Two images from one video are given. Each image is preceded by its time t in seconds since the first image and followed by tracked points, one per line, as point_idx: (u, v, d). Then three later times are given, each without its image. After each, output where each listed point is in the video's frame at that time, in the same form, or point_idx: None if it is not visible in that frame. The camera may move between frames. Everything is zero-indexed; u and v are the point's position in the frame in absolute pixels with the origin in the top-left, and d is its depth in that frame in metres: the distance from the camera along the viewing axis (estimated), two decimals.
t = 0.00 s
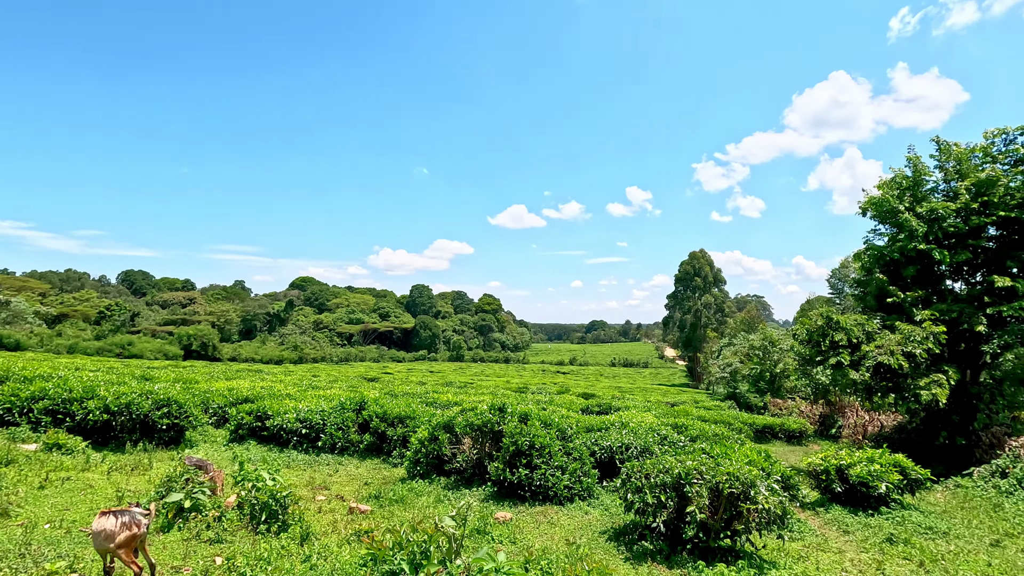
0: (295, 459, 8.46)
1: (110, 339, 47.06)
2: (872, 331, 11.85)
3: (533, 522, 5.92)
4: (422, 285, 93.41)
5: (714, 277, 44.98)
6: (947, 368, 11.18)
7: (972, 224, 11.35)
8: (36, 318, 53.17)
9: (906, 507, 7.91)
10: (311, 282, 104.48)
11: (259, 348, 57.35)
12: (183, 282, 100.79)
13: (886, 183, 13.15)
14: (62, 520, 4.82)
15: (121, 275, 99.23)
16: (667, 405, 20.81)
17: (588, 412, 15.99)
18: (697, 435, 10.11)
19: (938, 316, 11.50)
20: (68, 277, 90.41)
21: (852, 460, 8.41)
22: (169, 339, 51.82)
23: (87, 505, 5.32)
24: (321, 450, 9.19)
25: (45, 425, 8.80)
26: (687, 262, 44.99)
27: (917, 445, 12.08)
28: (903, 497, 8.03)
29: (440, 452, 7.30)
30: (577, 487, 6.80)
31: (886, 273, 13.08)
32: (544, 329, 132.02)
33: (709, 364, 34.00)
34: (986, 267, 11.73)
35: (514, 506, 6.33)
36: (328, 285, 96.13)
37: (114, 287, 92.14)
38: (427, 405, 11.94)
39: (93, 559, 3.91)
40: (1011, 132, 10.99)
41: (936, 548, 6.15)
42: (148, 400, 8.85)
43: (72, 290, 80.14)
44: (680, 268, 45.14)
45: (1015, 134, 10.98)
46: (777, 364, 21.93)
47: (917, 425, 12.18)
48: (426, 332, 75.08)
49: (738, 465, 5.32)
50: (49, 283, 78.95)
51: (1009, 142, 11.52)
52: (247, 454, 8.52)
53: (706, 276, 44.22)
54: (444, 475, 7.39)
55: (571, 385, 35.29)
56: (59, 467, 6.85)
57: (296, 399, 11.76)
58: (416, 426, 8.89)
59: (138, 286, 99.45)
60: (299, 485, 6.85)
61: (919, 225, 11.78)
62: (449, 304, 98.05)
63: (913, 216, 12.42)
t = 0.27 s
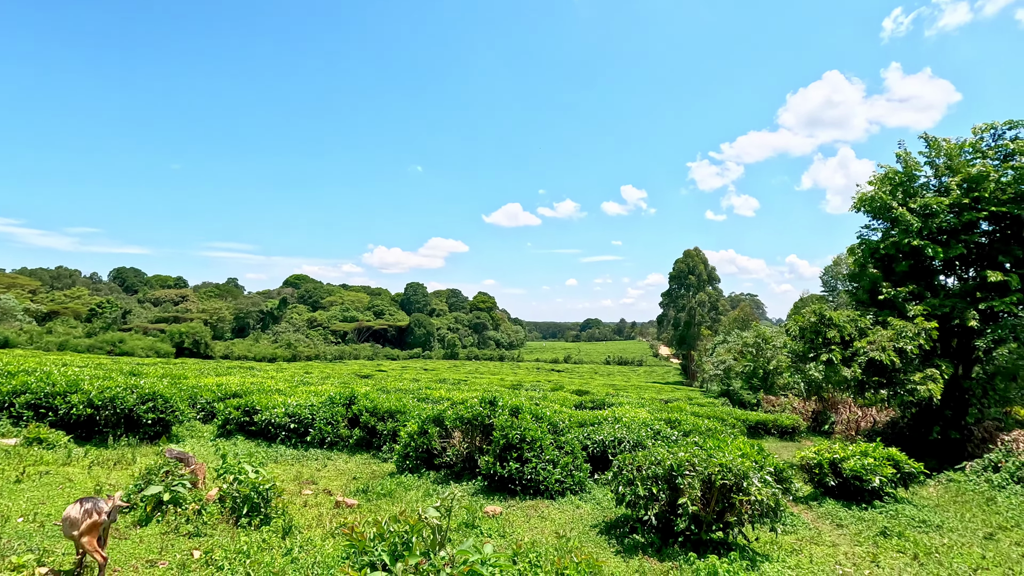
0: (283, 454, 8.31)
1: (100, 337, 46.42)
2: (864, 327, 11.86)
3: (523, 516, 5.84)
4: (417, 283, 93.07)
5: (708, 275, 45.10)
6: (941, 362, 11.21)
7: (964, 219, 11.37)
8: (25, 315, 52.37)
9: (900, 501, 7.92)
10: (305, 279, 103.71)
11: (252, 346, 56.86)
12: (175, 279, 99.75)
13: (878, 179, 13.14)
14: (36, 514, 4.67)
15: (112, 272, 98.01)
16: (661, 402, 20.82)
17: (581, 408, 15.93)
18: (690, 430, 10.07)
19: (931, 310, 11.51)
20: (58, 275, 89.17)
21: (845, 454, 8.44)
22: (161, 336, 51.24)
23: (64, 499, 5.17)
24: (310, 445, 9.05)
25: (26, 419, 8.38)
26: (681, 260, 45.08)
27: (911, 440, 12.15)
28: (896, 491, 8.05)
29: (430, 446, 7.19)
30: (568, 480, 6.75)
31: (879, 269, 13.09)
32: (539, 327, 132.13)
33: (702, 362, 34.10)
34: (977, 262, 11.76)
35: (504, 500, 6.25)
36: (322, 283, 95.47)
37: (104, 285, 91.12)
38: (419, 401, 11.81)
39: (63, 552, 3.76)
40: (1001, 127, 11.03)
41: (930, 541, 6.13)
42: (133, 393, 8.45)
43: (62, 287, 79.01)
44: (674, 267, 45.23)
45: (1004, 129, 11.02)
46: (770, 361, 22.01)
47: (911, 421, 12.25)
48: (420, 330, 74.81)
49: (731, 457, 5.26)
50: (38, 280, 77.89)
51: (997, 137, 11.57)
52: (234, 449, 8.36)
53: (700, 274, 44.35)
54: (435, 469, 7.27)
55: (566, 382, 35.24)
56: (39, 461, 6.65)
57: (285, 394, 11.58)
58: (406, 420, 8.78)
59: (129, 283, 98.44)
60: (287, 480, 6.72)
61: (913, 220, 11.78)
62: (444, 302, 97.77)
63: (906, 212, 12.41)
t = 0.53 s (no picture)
0: (271, 452, 8.15)
1: (94, 332, 45.96)
2: (860, 323, 11.78)
3: (514, 516, 5.73)
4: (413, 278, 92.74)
5: (705, 270, 45.07)
6: (938, 357, 11.18)
7: (961, 213, 11.28)
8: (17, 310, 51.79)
9: (896, 497, 7.88)
10: (302, 275, 103.09)
11: (247, 342, 56.52)
12: (170, 274, 99.02)
13: (875, 172, 13.00)
14: (6, 516, 4.48)
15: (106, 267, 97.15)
16: (656, 397, 20.76)
17: (576, 403, 15.82)
18: (685, 426, 9.97)
19: (928, 305, 11.45)
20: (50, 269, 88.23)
21: (842, 451, 8.38)
22: (155, 332, 50.80)
23: (38, 499, 4.98)
24: (299, 443, 8.89)
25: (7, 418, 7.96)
26: (677, 255, 45.01)
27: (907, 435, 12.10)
28: (893, 487, 8.01)
29: (420, 444, 7.05)
30: (561, 479, 6.64)
31: (875, 263, 13.00)
32: (536, 322, 132.30)
33: (699, 357, 34.12)
34: (973, 256, 11.70)
35: (494, 500, 6.12)
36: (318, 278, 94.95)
37: (98, 280, 90.31)
38: (411, 397, 11.67)
39: (28, 560, 3.57)
40: (996, 120, 10.95)
41: (927, 539, 6.06)
42: (118, 390, 8.16)
43: (55, 282, 78.25)
44: (671, 262, 45.15)
45: (1000, 123, 10.94)
46: (766, 356, 21.99)
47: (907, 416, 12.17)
48: (417, 326, 74.61)
49: (725, 455, 5.15)
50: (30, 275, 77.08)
51: (993, 130, 11.49)
52: (220, 446, 8.18)
53: (697, 269, 44.31)
54: (424, 467, 7.13)
55: (562, 377, 35.15)
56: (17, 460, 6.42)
57: (275, 390, 11.39)
58: (396, 417, 8.65)
59: (123, 278, 97.63)
60: (273, 479, 6.57)
61: (911, 215, 11.65)
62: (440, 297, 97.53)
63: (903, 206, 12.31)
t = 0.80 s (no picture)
0: (264, 449, 8.01)
1: (97, 330, 46.04)
2: (865, 318, 11.57)
3: (509, 515, 5.58)
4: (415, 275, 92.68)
5: (707, 266, 44.75)
6: (944, 353, 10.94)
7: (968, 206, 11.02)
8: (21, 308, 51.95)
9: (903, 496, 7.70)
10: (304, 272, 103.16)
11: (250, 339, 56.56)
12: (173, 272, 99.15)
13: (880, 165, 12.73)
14: None
15: (111, 266, 97.73)
16: (658, 394, 20.58)
17: (576, 400, 15.65)
18: (687, 423, 9.78)
19: (935, 300, 11.21)
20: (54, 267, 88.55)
21: (846, 448, 8.19)
22: (158, 329, 50.87)
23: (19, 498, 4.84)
24: (293, 440, 8.75)
25: None
26: (680, 252, 44.72)
27: (912, 432, 11.91)
28: (899, 486, 7.84)
29: (414, 442, 6.90)
30: (558, 477, 6.48)
31: (880, 258, 12.75)
32: (538, 319, 132.15)
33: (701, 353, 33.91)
34: (980, 249, 11.45)
35: (489, 500, 5.96)
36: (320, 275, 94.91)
37: (101, 278, 90.64)
38: (408, 394, 11.52)
39: None
40: (1003, 110, 10.67)
41: (935, 539, 5.88)
42: (108, 388, 8.00)
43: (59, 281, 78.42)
44: (673, 258, 44.86)
45: (1007, 113, 10.66)
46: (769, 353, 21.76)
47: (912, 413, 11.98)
48: (419, 323, 74.55)
49: (726, 454, 4.96)
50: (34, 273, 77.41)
51: (999, 120, 11.21)
52: (213, 444, 8.05)
53: (699, 266, 44.02)
54: (419, 465, 6.98)
55: (563, 374, 35.00)
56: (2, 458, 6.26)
57: (271, 387, 11.25)
58: (392, 414, 8.50)
59: (126, 276, 97.96)
60: (263, 477, 6.43)
61: (916, 208, 11.40)
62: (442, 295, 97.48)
63: (908, 199, 12.04)
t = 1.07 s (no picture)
0: (260, 446, 7.89)
1: (103, 327, 46.32)
2: (875, 312, 11.29)
3: (508, 516, 5.41)
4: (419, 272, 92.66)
5: (712, 262, 44.33)
6: (956, 348, 10.66)
7: (981, 198, 10.70)
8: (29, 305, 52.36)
9: (915, 495, 7.48)
10: (309, 269, 103.45)
11: (255, 336, 56.76)
12: (180, 269, 99.66)
13: (891, 156, 12.39)
14: None
15: (118, 263, 98.43)
16: (662, 390, 20.35)
17: (580, 396, 15.46)
18: (692, 420, 9.58)
19: (946, 294, 10.91)
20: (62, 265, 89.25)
21: (857, 446, 7.97)
22: (164, 326, 51.12)
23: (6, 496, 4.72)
24: (291, 437, 8.62)
25: None
26: (685, 247, 44.32)
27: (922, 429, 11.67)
28: (911, 485, 7.61)
29: (411, 439, 6.75)
30: (558, 476, 6.32)
31: (890, 251, 12.45)
32: (542, 316, 131.94)
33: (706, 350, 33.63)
34: (993, 242, 11.14)
35: (488, 499, 5.79)
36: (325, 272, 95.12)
37: (108, 275, 91.29)
38: (409, 390, 11.38)
39: None
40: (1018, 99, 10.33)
41: (950, 540, 5.66)
42: (104, 384, 7.90)
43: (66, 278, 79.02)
44: (678, 254, 44.47)
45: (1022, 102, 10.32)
46: (775, 349, 21.46)
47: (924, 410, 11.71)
48: (423, 319, 74.55)
49: (733, 453, 4.77)
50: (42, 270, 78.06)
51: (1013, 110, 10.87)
52: (210, 441, 7.93)
53: (704, 261, 43.61)
54: (417, 463, 6.82)
55: (567, 371, 34.80)
56: None
57: (270, 383, 11.14)
58: (390, 411, 8.36)
59: (133, 273, 98.61)
60: (257, 475, 6.29)
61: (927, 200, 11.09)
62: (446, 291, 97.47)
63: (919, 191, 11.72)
